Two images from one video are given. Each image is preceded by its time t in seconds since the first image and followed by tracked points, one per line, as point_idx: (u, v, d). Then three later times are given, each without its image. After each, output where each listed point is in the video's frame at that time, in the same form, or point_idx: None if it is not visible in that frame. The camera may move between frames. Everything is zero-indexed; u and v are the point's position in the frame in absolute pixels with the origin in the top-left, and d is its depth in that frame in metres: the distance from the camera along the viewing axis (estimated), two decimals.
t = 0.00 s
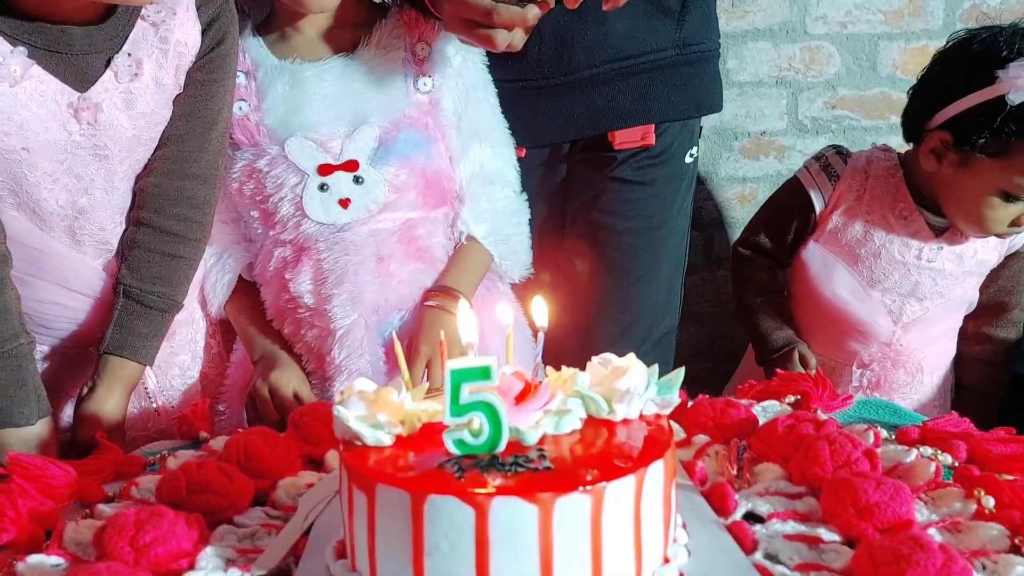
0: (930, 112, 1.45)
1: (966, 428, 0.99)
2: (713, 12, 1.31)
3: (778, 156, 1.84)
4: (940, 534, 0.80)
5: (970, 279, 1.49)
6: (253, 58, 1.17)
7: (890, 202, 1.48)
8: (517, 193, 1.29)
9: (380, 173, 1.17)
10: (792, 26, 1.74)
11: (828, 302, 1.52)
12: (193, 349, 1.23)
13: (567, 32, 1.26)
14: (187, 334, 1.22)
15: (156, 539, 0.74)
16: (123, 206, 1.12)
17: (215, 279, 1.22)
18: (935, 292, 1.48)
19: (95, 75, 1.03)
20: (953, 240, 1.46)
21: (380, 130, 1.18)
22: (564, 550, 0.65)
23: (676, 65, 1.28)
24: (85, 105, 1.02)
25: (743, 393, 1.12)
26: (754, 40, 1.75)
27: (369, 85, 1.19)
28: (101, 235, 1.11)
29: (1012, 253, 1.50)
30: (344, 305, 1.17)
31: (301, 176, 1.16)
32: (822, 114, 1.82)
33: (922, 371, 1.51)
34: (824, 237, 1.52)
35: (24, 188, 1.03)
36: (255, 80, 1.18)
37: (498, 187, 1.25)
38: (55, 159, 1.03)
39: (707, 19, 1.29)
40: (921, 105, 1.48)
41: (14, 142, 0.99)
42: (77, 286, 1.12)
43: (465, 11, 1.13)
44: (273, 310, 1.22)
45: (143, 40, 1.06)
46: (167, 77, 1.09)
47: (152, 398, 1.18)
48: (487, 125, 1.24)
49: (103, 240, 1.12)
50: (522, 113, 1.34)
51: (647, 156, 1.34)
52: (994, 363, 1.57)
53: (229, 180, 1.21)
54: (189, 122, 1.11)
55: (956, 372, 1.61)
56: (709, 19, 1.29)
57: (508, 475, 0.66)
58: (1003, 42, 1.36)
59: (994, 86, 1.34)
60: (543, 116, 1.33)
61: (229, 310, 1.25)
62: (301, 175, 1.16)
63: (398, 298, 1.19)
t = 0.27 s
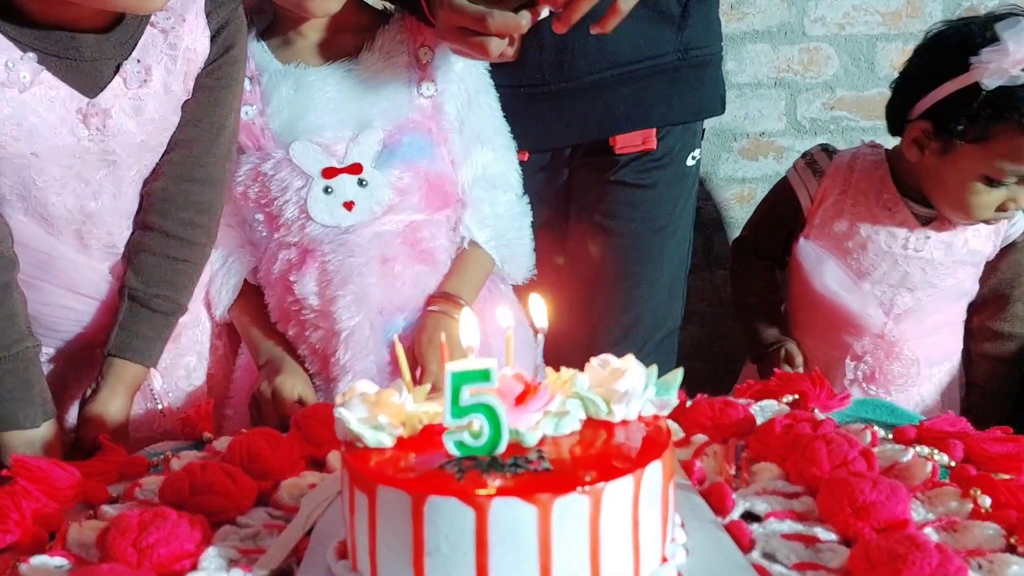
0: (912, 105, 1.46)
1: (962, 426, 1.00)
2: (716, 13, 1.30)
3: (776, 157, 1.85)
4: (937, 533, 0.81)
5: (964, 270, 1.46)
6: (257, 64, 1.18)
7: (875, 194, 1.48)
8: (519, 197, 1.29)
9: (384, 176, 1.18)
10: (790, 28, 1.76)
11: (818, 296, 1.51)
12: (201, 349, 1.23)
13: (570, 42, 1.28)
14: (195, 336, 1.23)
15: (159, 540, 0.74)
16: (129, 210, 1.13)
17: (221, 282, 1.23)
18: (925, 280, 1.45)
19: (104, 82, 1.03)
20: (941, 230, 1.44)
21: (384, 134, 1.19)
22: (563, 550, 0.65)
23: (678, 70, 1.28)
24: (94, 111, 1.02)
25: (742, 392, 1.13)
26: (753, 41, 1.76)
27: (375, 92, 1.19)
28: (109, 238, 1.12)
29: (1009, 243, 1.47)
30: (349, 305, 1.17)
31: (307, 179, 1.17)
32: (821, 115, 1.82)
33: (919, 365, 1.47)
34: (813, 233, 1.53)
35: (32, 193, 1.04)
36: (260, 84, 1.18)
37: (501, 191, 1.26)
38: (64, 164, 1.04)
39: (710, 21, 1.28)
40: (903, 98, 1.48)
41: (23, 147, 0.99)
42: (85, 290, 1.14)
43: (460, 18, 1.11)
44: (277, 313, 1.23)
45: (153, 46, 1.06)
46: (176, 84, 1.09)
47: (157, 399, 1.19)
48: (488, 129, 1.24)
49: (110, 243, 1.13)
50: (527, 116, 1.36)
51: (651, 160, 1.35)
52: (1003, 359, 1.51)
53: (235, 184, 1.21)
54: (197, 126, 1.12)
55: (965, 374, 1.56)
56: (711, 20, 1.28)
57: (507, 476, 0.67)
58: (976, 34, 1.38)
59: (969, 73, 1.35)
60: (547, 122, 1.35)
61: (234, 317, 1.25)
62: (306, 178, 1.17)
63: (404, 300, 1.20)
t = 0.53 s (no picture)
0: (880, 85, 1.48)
1: (953, 413, 1.01)
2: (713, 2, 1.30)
3: (772, 150, 1.86)
4: (924, 515, 0.81)
5: (952, 245, 1.45)
6: (250, 54, 1.19)
7: (854, 174, 1.49)
8: (514, 188, 1.29)
9: (375, 166, 1.19)
10: (787, 20, 1.76)
11: (807, 275, 1.51)
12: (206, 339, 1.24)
13: (565, 27, 1.28)
14: (200, 325, 1.23)
15: (154, 520, 0.75)
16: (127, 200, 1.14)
17: (223, 273, 1.24)
18: (915, 258, 1.44)
19: (101, 71, 1.06)
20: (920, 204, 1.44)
21: (376, 124, 1.20)
22: (551, 527, 0.66)
23: (675, 59, 1.29)
24: (92, 99, 1.05)
25: (735, 379, 1.14)
26: (749, 34, 1.77)
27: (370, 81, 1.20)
28: (109, 228, 1.13)
29: (999, 219, 1.46)
30: (338, 293, 1.18)
31: (298, 169, 1.18)
32: (817, 108, 1.83)
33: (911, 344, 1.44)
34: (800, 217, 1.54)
35: (32, 181, 1.05)
36: (253, 75, 1.19)
37: (493, 183, 1.26)
38: (63, 152, 1.06)
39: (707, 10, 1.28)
40: (873, 80, 1.50)
41: (23, 135, 1.02)
42: (85, 279, 1.14)
43: None
44: (271, 302, 1.23)
45: (148, 35, 1.09)
46: (172, 71, 1.11)
47: (165, 388, 1.19)
48: (480, 119, 1.25)
49: (111, 232, 1.13)
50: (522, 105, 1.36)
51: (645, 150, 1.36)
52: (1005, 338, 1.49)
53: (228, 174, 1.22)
54: (193, 115, 1.13)
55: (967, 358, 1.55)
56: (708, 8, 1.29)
57: (496, 454, 0.68)
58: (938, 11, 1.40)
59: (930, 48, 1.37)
60: (543, 111, 1.35)
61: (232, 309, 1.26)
62: (298, 169, 1.18)
63: (392, 289, 1.20)
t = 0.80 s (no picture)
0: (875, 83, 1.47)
1: (960, 415, 1.00)
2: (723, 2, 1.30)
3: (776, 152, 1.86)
4: (934, 518, 0.81)
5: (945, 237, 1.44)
6: (258, 54, 1.19)
7: (847, 170, 1.49)
8: (523, 190, 1.29)
9: (382, 168, 1.18)
10: (791, 23, 1.76)
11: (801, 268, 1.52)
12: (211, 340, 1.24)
13: (575, 30, 1.27)
14: (207, 325, 1.24)
15: (164, 521, 0.75)
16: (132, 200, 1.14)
17: (230, 273, 1.25)
18: (905, 251, 1.43)
19: (105, 73, 1.06)
20: (913, 199, 1.43)
21: (383, 126, 1.19)
22: (563, 529, 0.66)
23: (685, 62, 1.29)
24: (95, 100, 1.05)
25: (741, 380, 1.14)
26: (753, 36, 1.77)
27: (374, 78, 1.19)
28: (114, 229, 1.13)
29: (994, 214, 1.45)
30: (347, 294, 1.18)
31: (305, 171, 1.18)
32: (820, 110, 1.84)
33: (898, 335, 1.43)
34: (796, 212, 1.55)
35: (37, 182, 1.06)
36: (261, 75, 1.19)
37: (501, 186, 1.25)
38: (67, 154, 1.06)
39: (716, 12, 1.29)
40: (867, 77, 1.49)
41: (26, 136, 1.02)
42: (89, 279, 1.14)
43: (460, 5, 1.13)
44: (279, 303, 1.23)
45: (152, 37, 1.08)
46: (175, 71, 1.10)
47: (171, 387, 1.19)
48: (490, 120, 1.24)
49: (115, 233, 1.14)
50: (530, 105, 1.35)
51: (653, 151, 1.35)
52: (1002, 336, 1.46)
53: (237, 174, 1.22)
54: (196, 114, 1.12)
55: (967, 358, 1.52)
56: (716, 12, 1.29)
57: (509, 456, 0.67)
58: (926, 10, 1.40)
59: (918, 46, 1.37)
60: (551, 113, 1.35)
61: (242, 308, 1.27)
62: (305, 171, 1.18)
63: (400, 291, 1.20)
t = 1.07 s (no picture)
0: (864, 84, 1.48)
1: (961, 420, 1.01)
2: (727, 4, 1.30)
3: (776, 154, 1.86)
4: (935, 523, 0.82)
5: (937, 241, 1.41)
6: (263, 55, 1.19)
7: (842, 170, 1.49)
8: (529, 193, 1.27)
9: (382, 169, 1.18)
10: (792, 25, 1.76)
11: (795, 265, 1.52)
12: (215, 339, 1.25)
13: (579, 35, 1.28)
14: (214, 322, 1.25)
15: (166, 522, 0.75)
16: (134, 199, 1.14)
17: (235, 272, 1.25)
18: (894, 250, 1.41)
19: (105, 71, 1.07)
20: (903, 198, 1.41)
21: (384, 127, 1.18)
22: (566, 533, 0.66)
23: (687, 66, 1.29)
24: (96, 99, 1.05)
25: (742, 383, 1.14)
26: (753, 39, 1.77)
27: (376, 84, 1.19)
28: (115, 227, 1.12)
29: (990, 216, 1.41)
30: (340, 294, 1.18)
31: (306, 171, 1.18)
32: (820, 112, 1.83)
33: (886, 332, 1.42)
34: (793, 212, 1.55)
35: (39, 181, 1.06)
36: (265, 76, 1.20)
37: (507, 188, 1.24)
38: (68, 153, 1.06)
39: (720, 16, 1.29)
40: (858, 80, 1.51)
41: (27, 135, 1.02)
42: (94, 277, 1.14)
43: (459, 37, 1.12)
44: (281, 303, 1.23)
45: (152, 36, 1.08)
46: (176, 70, 1.10)
47: (177, 386, 1.20)
48: (498, 125, 1.24)
49: (117, 232, 1.13)
50: (533, 109, 1.36)
51: (656, 154, 1.36)
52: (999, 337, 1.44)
53: (239, 173, 1.22)
54: (198, 112, 1.11)
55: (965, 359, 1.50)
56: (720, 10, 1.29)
57: (512, 460, 0.67)
58: (915, 8, 1.43)
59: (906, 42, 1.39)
60: (553, 115, 1.35)
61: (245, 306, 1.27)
62: (306, 171, 1.17)
63: (397, 292, 1.19)
